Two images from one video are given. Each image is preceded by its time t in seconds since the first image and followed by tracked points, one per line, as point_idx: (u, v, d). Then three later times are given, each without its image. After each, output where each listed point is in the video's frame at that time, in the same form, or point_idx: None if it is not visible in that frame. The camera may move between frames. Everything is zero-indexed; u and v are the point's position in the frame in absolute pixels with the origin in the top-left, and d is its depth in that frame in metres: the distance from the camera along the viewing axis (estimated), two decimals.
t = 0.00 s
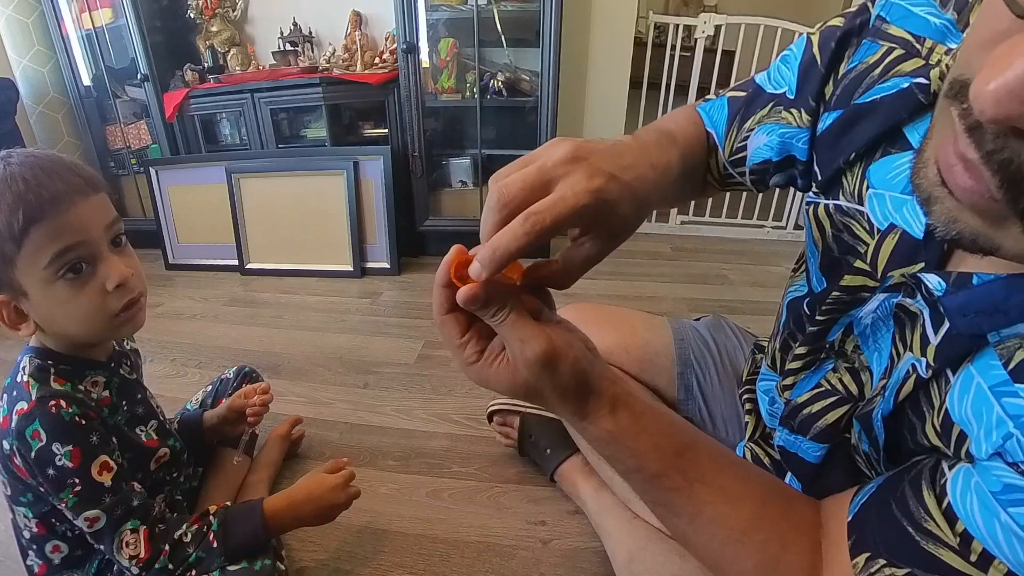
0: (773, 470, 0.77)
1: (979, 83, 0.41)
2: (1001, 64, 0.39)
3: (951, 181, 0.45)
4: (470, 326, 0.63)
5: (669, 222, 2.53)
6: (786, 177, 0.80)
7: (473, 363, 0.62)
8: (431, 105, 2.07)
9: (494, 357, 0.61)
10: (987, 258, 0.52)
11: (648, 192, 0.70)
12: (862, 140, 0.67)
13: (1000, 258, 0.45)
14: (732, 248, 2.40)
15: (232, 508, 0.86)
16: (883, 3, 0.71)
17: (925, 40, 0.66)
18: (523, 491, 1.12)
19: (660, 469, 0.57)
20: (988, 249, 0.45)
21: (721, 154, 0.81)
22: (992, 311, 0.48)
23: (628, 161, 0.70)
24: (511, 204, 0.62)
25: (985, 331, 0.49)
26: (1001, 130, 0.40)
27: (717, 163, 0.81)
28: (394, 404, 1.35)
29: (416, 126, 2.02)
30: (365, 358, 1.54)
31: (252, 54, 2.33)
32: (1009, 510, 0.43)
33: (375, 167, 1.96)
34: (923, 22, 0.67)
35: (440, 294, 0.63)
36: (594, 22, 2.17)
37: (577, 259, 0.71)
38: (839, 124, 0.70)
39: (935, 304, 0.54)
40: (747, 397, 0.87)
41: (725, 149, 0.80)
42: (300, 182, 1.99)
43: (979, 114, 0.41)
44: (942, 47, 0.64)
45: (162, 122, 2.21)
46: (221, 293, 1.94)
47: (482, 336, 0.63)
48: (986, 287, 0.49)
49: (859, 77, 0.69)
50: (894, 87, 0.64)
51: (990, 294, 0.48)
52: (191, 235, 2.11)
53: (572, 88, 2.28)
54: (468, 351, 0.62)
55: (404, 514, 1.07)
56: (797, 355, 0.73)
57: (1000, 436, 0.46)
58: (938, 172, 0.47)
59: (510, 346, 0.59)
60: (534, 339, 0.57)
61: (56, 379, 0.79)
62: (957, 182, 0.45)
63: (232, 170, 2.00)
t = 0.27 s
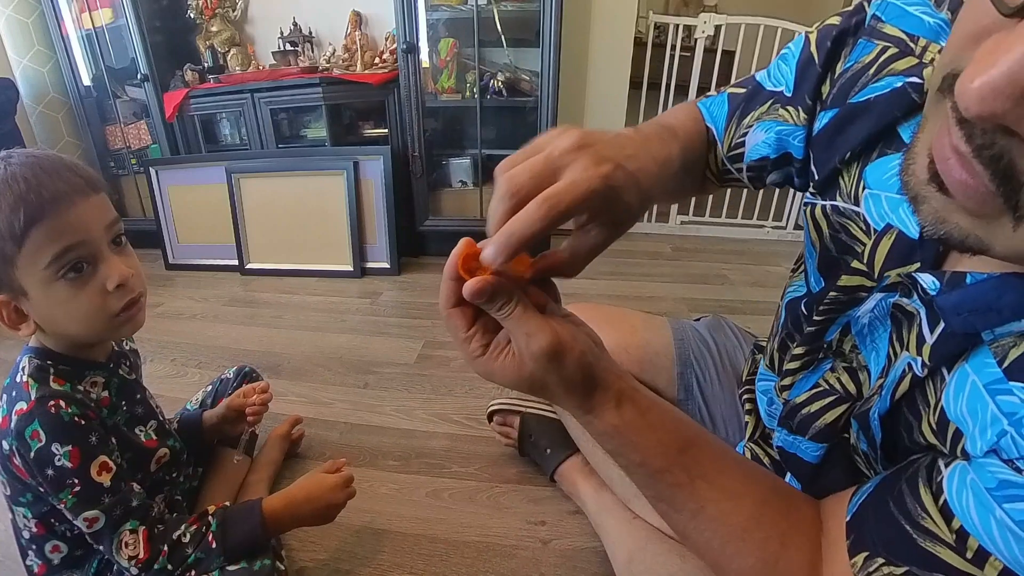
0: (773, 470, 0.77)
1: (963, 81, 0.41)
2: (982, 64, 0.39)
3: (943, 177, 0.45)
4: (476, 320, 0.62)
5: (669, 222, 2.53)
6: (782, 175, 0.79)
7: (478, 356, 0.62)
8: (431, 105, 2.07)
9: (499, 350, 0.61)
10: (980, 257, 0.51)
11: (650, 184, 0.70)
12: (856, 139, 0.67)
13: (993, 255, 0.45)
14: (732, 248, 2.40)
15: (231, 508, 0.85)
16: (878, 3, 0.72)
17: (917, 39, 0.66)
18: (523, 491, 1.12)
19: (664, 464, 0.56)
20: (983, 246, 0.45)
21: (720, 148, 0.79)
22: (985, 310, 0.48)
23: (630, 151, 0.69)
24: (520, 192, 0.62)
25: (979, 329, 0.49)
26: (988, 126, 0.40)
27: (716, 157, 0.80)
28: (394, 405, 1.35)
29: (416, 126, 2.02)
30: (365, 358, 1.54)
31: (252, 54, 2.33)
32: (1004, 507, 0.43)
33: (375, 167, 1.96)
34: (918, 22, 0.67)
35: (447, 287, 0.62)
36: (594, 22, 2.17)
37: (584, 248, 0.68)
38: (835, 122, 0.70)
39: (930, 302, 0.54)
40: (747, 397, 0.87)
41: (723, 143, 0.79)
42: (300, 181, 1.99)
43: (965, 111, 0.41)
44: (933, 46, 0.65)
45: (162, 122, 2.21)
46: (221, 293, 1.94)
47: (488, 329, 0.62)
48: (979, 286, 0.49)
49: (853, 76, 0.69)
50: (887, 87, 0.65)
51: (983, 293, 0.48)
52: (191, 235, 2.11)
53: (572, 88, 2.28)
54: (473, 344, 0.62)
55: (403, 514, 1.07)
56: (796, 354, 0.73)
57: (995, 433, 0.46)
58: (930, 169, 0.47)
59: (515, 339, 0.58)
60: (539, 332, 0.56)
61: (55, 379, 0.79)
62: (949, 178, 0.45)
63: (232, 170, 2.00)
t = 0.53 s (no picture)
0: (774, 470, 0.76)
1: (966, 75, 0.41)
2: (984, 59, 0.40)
3: (943, 171, 0.45)
4: (476, 320, 0.62)
5: (669, 222, 2.53)
6: (781, 161, 0.80)
7: (478, 356, 0.62)
8: (431, 105, 2.07)
9: (499, 351, 0.61)
10: (981, 255, 0.52)
11: (654, 160, 0.70)
12: (856, 134, 0.67)
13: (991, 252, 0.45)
14: (732, 248, 2.40)
15: (231, 508, 0.85)
16: None
17: (921, 32, 0.66)
18: (523, 491, 1.12)
19: (664, 463, 0.56)
20: (982, 244, 0.45)
21: (719, 130, 0.80)
22: (985, 308, 0.48)
23: (635, 129, 0.70)
24: (523, 169, 0.63)
25: (979, 328, 0.49)
26: (989, 120, 0.40)
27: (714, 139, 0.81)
28: (394, 404, 1.35)
29: (416, 126, 2.02)
30: (365, 358, 1.54)
31: (252, 54, 2.33)
32: (1004, 505, 0.43)
33: (375, 167, 1.96)
34: (922, 15, 0.67)
35: (448, 286, 0.63)
36: (594, 21, 2.17)
37: (585, 226, 0.68)
38: (836, 113, 0.70)
39: (931, 301, 0.54)
40: (747, 396, 0.87)
41: (722, 125, 0.79)
42: (300, 181, 1.99)
43: (966, 105, 0.41)
44: (937, 39, 0.64)
45: (162, 122, 2.21)
46: (221, 293, 1.94)
47: (488, 329, 0.62)
48: (980, 284, 0.49)
49: (858, 67, 0.69)
50: (888, 82, 0.65)
51: (983, 292, 0.48)
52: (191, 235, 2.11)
53: (572, 87, 2.28)
54: (473, 345, 0.62)
55: (404, 514, 1.07)
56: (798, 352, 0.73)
57: (994, 431, 0.46)
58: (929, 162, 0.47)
59: (514, 340, 0.57)
60: (538, 333, 0.56)
61: (56, 379, 0.79)
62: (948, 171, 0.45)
63: (232, 170, 2.00)
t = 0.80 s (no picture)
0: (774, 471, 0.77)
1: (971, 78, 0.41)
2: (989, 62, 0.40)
3: (948, 173, 0.45)
4: (479, 316, 0.62)
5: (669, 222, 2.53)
6: (778, 155, 0.82)
7: (482, 354, 0.61)
8: (431, 105, 2.07)
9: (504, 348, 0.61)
10: (984, 257, 0.52)
11: (648, 153, 0.70)
12: (856, 134, 0.67)
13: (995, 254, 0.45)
14: (732, 248, 2.40)
15: (231, 508, 0.85)
16: None
17: (924, 31, 0.66)
18: (523, 491, 1.12)
19: (666, 462, 0.56)
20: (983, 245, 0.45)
21: (714, 121, 0.81)
22: (987, 310, 0.48)
23: (628, 123, 0.69)
24: (512, 168, 0.63)
25: (981, 330, 0.49)
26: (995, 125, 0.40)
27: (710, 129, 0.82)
28: (395, 404, 1.35)
29: (416, 126, 2.01)
30: (365, 358, 1.54)
31: (252, 54, 2.33)
32: (1005, 506, 0.43)
33: (375, 167, 1.96)
34: (925, 14, 0.67)
35: (452, 284, 0.63)
36: (595, 21, 2.17)
37: (575, 222, 0.72)
38: (837, 109, 0.70)
39: (932, 302, 0.54)
40: (747, 396, 0.87)
41: (720, 116, 0.81)
42: (300, 181, 1.99)
43: (974, 110, 0.41)
44: (940, 38, 0.65)
45: (162, 122, 2.21)
46: (220, 293, 1.94)
47: (491, 325, 0.62)
48: (981, 286, 0.49)
49: (860, 64, 0.69)
50: (889, 81, 0.65)
51: (985, 294, 0.48)
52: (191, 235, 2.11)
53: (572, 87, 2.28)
54: (476, 341, 0.62)
55: (404, 514, 1.07)
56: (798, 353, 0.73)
57: (996, 433, 0.46)
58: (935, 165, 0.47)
59: (518, 337, 0.57)
60: (543, 330, 0.55)
61: (56, 379, 0.79)
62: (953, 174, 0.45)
63: (232, 170, 2.00)
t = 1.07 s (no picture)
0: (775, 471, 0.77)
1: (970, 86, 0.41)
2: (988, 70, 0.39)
3: (947, 175, 0.45)
4: (482, 315, 0.63)
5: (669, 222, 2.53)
6: (777, 154, 0.82)
7: (483, 353, 0.62)
8: (431, 105, 2.07)
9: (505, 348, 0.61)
10: (983, 258, 0.52)
11: (646, 153, 0.70)
12: (855, 135, 0.67)
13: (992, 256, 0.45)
14: (732, 248, 2.40)
15: (231, 509, 0.85)
16: None
17: (924, 32, 0.66)
18: (523, 491, 1.12)
19: (666, 461, 0.56)
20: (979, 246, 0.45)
21: (712, 121, 0.82)
22: (987, 311, 0.48)
23: (625, 123, 0.69)
24: (508, 171, 0.63)
25: (981, 331, 0.49)
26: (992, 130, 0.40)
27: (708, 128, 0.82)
28: (395, 405, 1.35)
29: (416, 126, 2.01)
30: (365, 358, 1.54)
31: (252, 54, 2.33)
32: (1004, 506, 0.43)
33: (375, 167, 1.96)
34: (925, 14, 0.67)
35: (454, 282, 0.63)
36: (595, 21, 2.17)
37: (574, 222, 0.72)
38: (837, 110, 0.70)
39: (932, 303, 0.54)
40: (747, 396, 0.87)
41: (717, 114, 0.81)
42: (300, 181, 1.99)
43: (971, 117, 0.41)
44: (940, 39, 0.65)
45: (162, 122, 2.21)
46: (220, 293, 1.94)
47: (494, 324, 0.63)
48: (981, 287, 0.49)
49: (860, 65, 0.69)
50: (890, 82, 0.65)
51: (985, 294, 0.48)
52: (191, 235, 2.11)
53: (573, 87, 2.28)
54: (478, 341, 0.62)
55: (404, 514, 1.07)
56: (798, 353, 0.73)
57: (996, 434, 0.46)
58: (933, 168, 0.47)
59: (520, 337, 0.57)
60: (545, 330, 0.55)
61: (58, 379, 0.79)
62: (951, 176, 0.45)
63: (232, 170, 2.00)
